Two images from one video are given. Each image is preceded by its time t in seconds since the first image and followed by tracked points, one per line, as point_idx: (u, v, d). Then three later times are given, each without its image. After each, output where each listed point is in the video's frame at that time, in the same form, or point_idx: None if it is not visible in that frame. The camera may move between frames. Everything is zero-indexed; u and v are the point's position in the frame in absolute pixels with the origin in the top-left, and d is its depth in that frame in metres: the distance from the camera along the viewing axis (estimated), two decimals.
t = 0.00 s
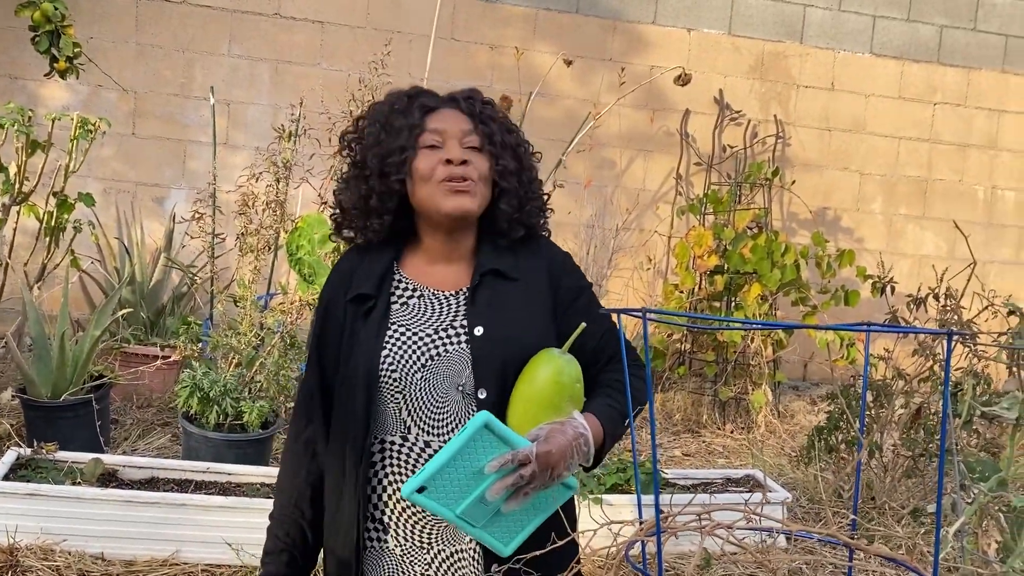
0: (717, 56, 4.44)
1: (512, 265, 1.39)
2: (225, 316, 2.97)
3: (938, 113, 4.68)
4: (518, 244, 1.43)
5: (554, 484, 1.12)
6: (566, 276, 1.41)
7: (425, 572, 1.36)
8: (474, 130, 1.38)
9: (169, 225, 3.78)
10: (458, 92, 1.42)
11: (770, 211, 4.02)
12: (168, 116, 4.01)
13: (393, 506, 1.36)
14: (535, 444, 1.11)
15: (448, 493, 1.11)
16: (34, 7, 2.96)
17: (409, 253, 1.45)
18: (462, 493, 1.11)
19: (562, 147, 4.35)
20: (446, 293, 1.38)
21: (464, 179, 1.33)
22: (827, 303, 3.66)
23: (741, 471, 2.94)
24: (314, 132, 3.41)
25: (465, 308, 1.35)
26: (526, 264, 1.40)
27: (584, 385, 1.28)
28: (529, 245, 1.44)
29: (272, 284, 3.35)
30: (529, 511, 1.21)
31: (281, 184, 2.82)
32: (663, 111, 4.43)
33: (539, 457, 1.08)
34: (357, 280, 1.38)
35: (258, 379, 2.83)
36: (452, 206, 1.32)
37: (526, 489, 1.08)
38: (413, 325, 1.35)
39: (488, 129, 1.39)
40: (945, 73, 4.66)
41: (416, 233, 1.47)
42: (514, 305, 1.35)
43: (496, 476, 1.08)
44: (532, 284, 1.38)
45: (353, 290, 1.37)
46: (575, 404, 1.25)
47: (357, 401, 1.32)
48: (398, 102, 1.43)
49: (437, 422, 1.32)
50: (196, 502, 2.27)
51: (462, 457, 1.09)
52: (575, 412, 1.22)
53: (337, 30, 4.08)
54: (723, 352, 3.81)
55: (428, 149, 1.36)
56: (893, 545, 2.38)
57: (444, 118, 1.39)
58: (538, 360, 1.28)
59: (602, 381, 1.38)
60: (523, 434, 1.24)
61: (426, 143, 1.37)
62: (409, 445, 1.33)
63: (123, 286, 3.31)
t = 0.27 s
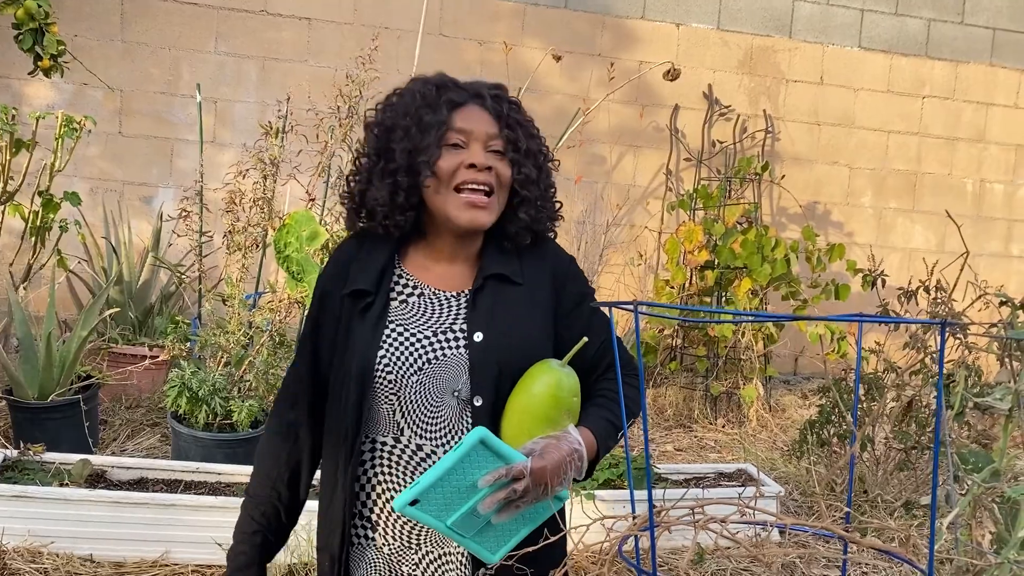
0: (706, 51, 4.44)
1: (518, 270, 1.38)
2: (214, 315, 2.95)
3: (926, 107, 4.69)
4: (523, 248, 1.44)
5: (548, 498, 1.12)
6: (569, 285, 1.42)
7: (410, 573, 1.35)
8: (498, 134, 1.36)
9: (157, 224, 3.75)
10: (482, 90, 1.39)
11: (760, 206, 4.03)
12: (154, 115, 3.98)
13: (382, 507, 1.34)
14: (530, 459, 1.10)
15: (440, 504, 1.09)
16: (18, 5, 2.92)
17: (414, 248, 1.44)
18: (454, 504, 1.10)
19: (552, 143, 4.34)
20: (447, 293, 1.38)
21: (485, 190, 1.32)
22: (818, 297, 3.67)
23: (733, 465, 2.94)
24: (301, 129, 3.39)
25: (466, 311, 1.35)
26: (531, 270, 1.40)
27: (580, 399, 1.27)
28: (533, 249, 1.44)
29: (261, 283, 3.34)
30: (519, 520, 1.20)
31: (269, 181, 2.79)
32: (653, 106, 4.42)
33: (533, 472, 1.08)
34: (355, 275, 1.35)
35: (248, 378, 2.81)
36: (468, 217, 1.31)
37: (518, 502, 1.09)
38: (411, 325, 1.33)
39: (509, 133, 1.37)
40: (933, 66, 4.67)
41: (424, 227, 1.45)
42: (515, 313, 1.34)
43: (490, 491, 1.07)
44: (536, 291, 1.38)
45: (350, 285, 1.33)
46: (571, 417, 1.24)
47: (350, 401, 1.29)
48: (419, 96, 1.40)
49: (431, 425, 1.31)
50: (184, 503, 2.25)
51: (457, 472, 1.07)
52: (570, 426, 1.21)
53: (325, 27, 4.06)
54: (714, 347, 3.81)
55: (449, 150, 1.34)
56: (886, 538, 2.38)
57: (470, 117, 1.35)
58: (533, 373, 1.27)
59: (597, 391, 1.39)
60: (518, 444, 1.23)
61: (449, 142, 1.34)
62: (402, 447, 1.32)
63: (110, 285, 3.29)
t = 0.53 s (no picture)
0: (696, 46, 4.43)
1: (527, 293, 1.40)
2: (204, 315, 2.92)
3: (916, 100, 4.70)
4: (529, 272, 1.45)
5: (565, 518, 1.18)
6: (570, 304, 1.47)
7: None
8: (519, 166, 1.34)
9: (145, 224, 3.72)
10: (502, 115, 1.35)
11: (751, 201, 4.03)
12: (141, 113, 3.94)
13: (397, 534, 1.31)
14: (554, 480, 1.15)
15: (467, 526, 1.09)
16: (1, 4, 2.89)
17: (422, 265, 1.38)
18: (480, 523, 1.10)
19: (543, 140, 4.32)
20: (460, 317, 1.36)
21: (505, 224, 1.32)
22: (810, 292, 3.67)
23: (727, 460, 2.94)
24: (290, 126, 3.36)
25: (482, 335, 1.33)
26: (538, 291, 1.43)
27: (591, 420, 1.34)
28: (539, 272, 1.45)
29: (251, 282, 3.31)
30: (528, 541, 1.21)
31: (258, 179, 2.77)
32: (644, 102, 4.41)
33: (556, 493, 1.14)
34: (367, 298, 1.28)
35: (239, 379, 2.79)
36: (488, 253, 1.30)
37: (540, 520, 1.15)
38: (429, 350, 1.30)
39: (529, 165, 1.35)
40: (921, 59, 4.68)
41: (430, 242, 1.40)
42: (531, 336, 1.36)
43: (515, 510, 1.11)
44: (544, 312, 1.41)
45: (366, 310, 1.26)
46: (585, 438, 1.31)
47: (370, 430, 1.24)
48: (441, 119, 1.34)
49: (451, 451, 1.29)
50: (176, 506, 2.23)
51: (491, 493, 1.07)
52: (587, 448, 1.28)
53: (312, 24, 4.03)
54: (707, 342, 3.80)
55: (473, 179, 1.31)
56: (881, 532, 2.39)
57: (494, 147, 1.32)
58: (549, 394, 1.31)
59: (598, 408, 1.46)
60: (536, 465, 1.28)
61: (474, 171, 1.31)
62: (422, 473, 1.29)
63: (98, 286, 3.25)
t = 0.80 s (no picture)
0: (687, 41, 4.43)
1: (505, 268, 1.41)
2: (195, 316, 2.90)
3: (906, 95, 4.71)
4: (503, 249, 1.46)
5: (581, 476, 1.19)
6: (550, 279, 1.48)
7: None
8: (458, 132, 1.37)
9: (135, 224, 3.69)
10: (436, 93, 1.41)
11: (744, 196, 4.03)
12: (130, 112, 3.91)
13: (408, 519, 1.31)
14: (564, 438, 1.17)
15: (487, 496, 1.09)
16: None
17: (395, 258, 1.42)
18: (499, 491, 1.10)
19: (535, 136, 4.31)
20: (444, 298, 1.37)
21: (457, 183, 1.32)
22: (802, 287, 3.68)
23: (722, 456, 2.94)
24: (281, 125, 3.34)
25: (468, 311, 1.35)
26: (516, 267, 1.44)
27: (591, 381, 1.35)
28: (515, 249, 1.47)
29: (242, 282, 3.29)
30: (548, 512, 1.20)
31: (249, 178, 2.75)
32: (635, 97, 4.41)
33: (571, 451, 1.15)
34: (349, 289, 1.31)
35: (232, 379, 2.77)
36: (445, 218, 1.31)
37: (556, 482, 1.15)
38: (417, 331, 1.32)
39: (471, 130, 1.39)
40: (912, 53, 4.69)
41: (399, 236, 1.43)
42: (516, 307, 1.38)
43: (531, 473, 1.11)
44: (526, 286, 1.42)
45: (349, 300, 1.29)
46: (587, 397, 1.32)
47: (371, 415, 1.25)
48: (375, 108, 1.40)
49: (453, 429, 1.30)
50: (170, 508, 2.21)
51: (504, 453, 1.09)
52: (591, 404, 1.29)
53: (302, 22, 4.00)
54: (700, 338, 3.81)
55: (414, 152, 1.34)
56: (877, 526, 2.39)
57: (429, 120, 1.36)
58: (547, 359, 1.32)
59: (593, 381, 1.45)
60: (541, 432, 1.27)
61: (413, 145, 1.34)
62: (426, 455, 1.29)
63: (88, 287, 3.23)
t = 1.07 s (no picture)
0: (680, 37, 4.43)
1: (499, 251, 1.40)
2: (191, 316, 2.89)
3: (899, 90, 4.73)
4: (500, 231, 1.46)
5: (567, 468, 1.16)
6: (547, 261, 1.46)
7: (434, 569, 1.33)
8: (454, 113, 1.37)
9: (129, 225, 3.68)
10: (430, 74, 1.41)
11: (738, 192, 4.04)
12: (122, 112, 3.89)
13: (397, 504, 1.33)
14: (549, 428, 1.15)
15: (466, 483, 1.10)
16: None
17: (390, 242, 1.43)
18: (477, 481, 1.11)
19: (529, 133, 4.31)
20: (436, 282, 1.37)
21: (455, 167, 1.31)
22: (798, 282, 3.69)
23: (720, 451, 2.95)
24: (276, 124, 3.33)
25: (459, 297, 1.34)
26: (511, 250, 1.43)
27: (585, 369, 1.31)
28: (511, 229, 1.47)
29: (238, 282, 3.28)
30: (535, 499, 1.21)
31: (245, 177, 2.74)
32: (629, 94, 4.41)
33: (554, 441, 1.12)
34: (340, 273, 1.32)
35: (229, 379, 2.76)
36: (443, 196, 1.30)
37: (540, 475, 1.12)
38: (407, 316, 1.31)
39: (467, 112, 1.39)
40: (904, 49, 4.71)
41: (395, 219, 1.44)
42: (510, 291, 1.36)
43: (512, 464, 1.09)
44: (522, 269, 1.40)
45: (338, 282, 1.31)
46: (579, 388, 1.28)
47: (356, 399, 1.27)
48: (371, 90, 1.40)
49: (441, 416, 1.30)
50: (169, 508, 2.21)
51: (481, 443, 1.09)
52: (581, 396, 1.25)
53: (294, 19, 3.99)
54: (696, 334, 3.82)
55: (410, 136, 1.33)
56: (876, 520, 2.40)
57: (424, 102, 1.36)
58: (539, 346, 1.30)
59: (594, 367, 1.42)
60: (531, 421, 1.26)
61: (409, 129, 1.34)
62: (414, 442, 1.30)
63: (83, 288, 3.21)
